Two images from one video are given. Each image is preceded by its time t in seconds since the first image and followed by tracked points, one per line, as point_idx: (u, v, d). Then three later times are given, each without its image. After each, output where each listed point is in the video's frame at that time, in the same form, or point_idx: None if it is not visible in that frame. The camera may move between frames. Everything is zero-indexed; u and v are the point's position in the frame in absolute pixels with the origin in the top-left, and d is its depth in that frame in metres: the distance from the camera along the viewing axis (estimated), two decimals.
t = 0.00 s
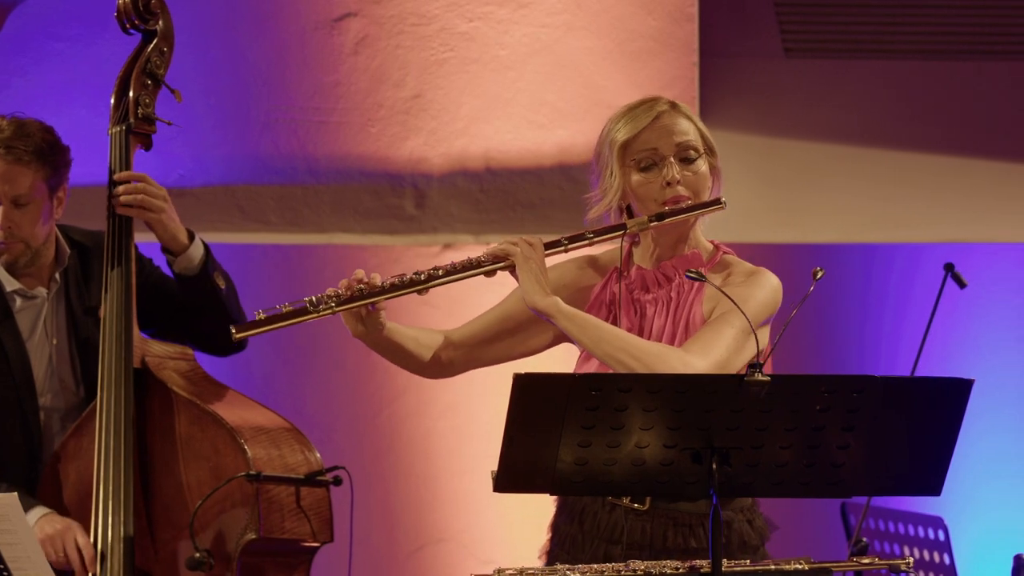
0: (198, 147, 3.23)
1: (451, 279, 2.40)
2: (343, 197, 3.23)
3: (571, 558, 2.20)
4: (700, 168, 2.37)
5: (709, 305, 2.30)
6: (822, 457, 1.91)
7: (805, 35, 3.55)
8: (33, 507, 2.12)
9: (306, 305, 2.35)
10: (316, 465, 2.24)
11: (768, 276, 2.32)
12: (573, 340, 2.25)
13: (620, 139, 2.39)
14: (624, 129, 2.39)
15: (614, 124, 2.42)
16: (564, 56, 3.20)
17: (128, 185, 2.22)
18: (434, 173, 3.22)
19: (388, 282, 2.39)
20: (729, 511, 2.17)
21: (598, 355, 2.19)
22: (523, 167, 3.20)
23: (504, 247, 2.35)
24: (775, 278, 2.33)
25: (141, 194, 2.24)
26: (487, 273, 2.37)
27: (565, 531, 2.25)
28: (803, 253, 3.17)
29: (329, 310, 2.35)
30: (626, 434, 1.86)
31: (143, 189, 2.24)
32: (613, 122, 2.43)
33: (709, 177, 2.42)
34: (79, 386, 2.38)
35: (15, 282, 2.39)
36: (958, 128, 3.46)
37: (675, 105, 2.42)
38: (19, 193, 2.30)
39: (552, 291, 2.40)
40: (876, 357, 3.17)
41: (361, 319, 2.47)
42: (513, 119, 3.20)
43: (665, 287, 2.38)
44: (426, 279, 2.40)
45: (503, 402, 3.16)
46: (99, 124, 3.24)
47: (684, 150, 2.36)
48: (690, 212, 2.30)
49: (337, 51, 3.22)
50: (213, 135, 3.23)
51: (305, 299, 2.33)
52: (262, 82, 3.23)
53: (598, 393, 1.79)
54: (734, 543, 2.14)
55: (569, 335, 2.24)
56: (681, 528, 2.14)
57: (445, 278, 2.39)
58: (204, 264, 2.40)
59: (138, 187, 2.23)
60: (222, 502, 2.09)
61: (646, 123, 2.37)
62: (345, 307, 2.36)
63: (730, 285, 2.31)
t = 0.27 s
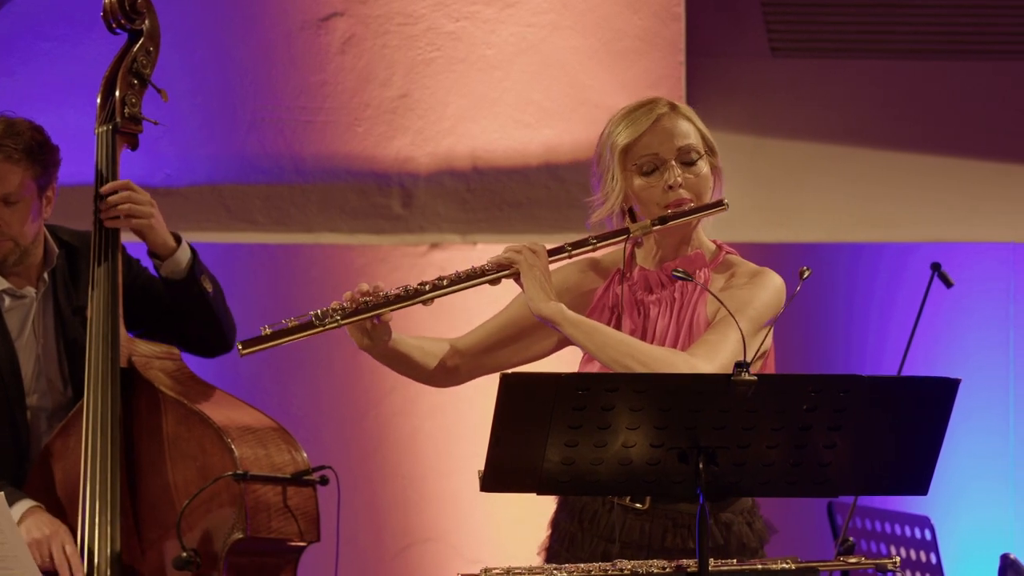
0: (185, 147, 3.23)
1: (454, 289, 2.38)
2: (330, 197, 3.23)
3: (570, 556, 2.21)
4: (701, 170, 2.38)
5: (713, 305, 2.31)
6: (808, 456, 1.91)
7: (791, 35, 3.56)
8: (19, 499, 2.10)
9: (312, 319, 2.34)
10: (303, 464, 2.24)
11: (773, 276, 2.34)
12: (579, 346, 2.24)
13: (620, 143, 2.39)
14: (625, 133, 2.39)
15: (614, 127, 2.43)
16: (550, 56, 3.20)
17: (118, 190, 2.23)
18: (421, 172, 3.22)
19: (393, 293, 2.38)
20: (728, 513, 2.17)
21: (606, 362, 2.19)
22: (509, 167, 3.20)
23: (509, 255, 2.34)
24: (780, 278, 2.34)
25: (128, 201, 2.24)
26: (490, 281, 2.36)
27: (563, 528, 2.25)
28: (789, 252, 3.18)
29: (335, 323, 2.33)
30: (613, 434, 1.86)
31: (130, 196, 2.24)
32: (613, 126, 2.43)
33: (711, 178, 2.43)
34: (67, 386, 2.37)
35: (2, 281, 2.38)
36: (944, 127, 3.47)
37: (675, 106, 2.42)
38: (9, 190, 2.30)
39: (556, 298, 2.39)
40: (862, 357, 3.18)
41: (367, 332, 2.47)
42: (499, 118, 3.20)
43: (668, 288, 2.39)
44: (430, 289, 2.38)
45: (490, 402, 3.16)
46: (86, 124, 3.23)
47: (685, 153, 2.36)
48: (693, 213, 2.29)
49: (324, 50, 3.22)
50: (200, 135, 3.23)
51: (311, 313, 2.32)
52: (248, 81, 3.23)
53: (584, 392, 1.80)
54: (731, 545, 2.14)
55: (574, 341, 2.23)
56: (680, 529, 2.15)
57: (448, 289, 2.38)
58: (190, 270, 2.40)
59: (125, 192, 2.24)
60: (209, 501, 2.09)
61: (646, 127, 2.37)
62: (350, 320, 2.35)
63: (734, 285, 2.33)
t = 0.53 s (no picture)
0: (173, 146, 3.22)
1: (452, 296, 2.39)
2: (318, 196, 3.23)
3: (566, 554, 2.22)
4: (695, 170, 2.37)
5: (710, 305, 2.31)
6: (795, 456, 1.92)
7: (777, 33, 3.58)
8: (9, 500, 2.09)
9: (309, 330, 2.35)
10: (291, 464, 2.24)
11: (770, 276, 2.33)
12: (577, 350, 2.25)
13: (614, 145, 2.40)
14: (618, 135, 2.40)
15: (608, 129, 2.44)
16: (537, 55, 3.20)
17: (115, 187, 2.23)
18: (408, 172, 3.22)
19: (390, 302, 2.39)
20: (723, 514, 2.18)
21: (604, 364, 2.20)
22: (496, 166, 3.21)
23: (505, 261, 2.34)
24: (777, 279, 2.34)
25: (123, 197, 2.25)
26: (487, 287, 2.35)
27: (560, 525, 2.26)
28: (777, 251, 3.19)
29: (332, 334, 2.34)
30: (601, 433, 1.87)
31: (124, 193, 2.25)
32: (607, 128, 2.45)
33: (706, 178, 2.42)
34: (56, 384, 2.36)
35: None
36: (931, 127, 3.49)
37: (668, 107, 2.43)
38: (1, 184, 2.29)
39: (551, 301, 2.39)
40: (850, 357, 3.19)
41: (364, 341, 2.48)
42: (487, 118, 3.20)
43: (665, 289, 2.38)
44: (426, 297, 2.39)
45: (478, 401, 3.16)
46: (73, 123, 3.22)
47: (678, 153, 2.36)
48: (688, 213, 2.29)
49: (311, 50, 3.21)
50: (188, 134, 3.22)
51: (308, 324, 2.33)
52: (236, 81, 3.22)
53: (572, 392, 1.80)
54: (727, 546, 2.15)
55: (572, 345, 2.23)
56: (675, 530, 2.15)
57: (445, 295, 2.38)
58: (182, 266, 2.40)
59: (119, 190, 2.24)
60: (197, 501, 2.09)
61: (639, 129, 2.39)
62: (348, 330, 2.37)
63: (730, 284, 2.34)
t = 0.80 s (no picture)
0: (161, 146, 3.22)
1: (445, 297, 2.38)
2: (307, 196, 3.23)
3: (557, 551, 2.22)
4: (686, 169, 2.38)
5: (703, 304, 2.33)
6: (783, 455, 1.93)
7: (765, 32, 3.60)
8: None
9: (301, 332, 2.35)
10: (280, 463, 2.24)
11: (763, 275, 2.35)
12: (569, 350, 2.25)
13: (605, 145, 2.41)
14: (610, 134, 2.41)
15: (599, 128, 2.44)
16: (525, 55, 3.20)
17: (107, 177, 2.24)
18: (396, 171, 3.21)
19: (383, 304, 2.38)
20: (715, 514, 2.18)
21: (596, 364, 2.20)
22: (484, 166, 3.21)
23: (497, 262, 2.34)
24: (769, 276, 2.36)
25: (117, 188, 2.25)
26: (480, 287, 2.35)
27: (552, 523, 2.26)
28: (765, 251, 3.20)
29: (325, 335, 2.34)
30: (588, 432, 1.87)
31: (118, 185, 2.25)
32: (598, 128, 2.45)
33: (697, 176, 2.43)
34: (46, 382, 2.35)
35: None
36: (919, 126, 3.50)
37: (659, 106, 2.43)
38: None
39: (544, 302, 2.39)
40: (838, 357, 3.20)
41: (358, 342, 2.48)
42: (475, 117, 3.20)
43: (658, 289, 2.39)
44: (420, 298, 2.38)
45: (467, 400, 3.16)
46: (61, 123, 3.21)
47: (669, 152, 2.37)
48: (680, 213, 2.29)
49: (299, 49, 3.21)
50: (176, 133, 3.22)
51: (301, 326, 2.34)
52: (224, 80, 3.22)
53: (560, 391, 1.80)
54: (718, 546, 2.16)
55: (565, 345, 2.24)
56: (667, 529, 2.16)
57: (438, 296, 2.37)
58: (173, 257, 2.39)
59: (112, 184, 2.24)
60: (186, 501, 2.09)
61: (630, 128, 2.39)
62: (341, 332, 2.36)
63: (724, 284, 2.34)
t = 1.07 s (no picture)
0: (151, 146, 3.22)
1: (437, 297, 2.38)
2: (296, 195, 3.22)
3: (548, 549, 2.22)
4: (678, 166, 2.38)
5: (696, 302, 2.33)
6: (772, 455, 1.93)
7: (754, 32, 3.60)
8: None
9: (294, 332, 2.34)
10: (271, 463, 2.23)
11: (754, 274, 2.36)
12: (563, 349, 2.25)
13: (597, 142, 2.41)
14: (602, 131, 2.41)
15: (591, 126, 2.44)
16: (514, 54, 3.20)
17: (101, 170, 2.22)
18: (385, 171, 3.21)
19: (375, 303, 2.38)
20: (706, 513, 2.19)
21: (590, 363, 2.20)
22: (473, 165, 3.20)
23: (489, 261, 2.34)
24: (761, 274, 2.37)
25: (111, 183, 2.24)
26: (472, 287, 2.35)
27: (542, 521, 2.26)
28: (754, 250, 3.21)
29: (318, 336, 2.34)
30: (578, 431, 1.87)
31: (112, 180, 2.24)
32: (590, 124, 2.45)
33: (689, 174, 2.43)
34: (38, 380, 2.34)
35: None
36: (907, 125, 3.51)
37: (651, 103, 2.43)
38: None
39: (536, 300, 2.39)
40: (827, 357, 3.21)
41: (351, 342, 2.47)
42: (464, 116, 3.20)
43: (651, 287, 2.39)
44: (412, 297, 2.38)
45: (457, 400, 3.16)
46: (50, 123, 3.20)
47: (660, 149, 2.37)
48: (670, 210, 2.29)
49: (288, 48, 3.21)
50: (166, 133, 3.21)
51: (293, 327, 2.33)
52: (213, 79, 3.21)
53: (549, 390, 1.80)
54: (709, 545, 2.17)
55: (558, 344, 2.24)
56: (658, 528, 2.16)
57: (430, 296, 2.37)
58: (167, 253, 2.40)
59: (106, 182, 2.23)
60: (177, 501, 2.08)
61: (622, 125, 2.39)
62: (333, 331, 2.36)
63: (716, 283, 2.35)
